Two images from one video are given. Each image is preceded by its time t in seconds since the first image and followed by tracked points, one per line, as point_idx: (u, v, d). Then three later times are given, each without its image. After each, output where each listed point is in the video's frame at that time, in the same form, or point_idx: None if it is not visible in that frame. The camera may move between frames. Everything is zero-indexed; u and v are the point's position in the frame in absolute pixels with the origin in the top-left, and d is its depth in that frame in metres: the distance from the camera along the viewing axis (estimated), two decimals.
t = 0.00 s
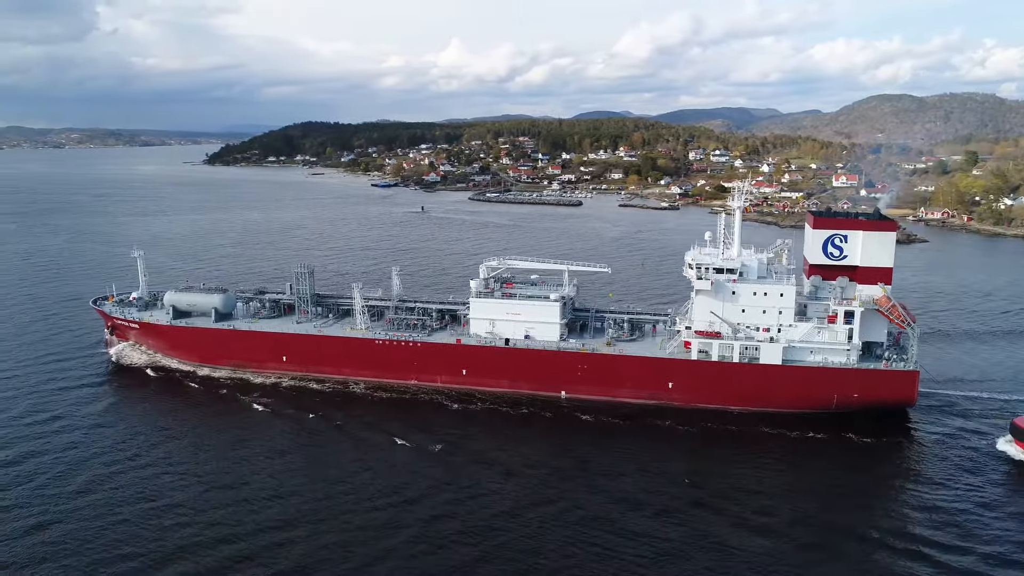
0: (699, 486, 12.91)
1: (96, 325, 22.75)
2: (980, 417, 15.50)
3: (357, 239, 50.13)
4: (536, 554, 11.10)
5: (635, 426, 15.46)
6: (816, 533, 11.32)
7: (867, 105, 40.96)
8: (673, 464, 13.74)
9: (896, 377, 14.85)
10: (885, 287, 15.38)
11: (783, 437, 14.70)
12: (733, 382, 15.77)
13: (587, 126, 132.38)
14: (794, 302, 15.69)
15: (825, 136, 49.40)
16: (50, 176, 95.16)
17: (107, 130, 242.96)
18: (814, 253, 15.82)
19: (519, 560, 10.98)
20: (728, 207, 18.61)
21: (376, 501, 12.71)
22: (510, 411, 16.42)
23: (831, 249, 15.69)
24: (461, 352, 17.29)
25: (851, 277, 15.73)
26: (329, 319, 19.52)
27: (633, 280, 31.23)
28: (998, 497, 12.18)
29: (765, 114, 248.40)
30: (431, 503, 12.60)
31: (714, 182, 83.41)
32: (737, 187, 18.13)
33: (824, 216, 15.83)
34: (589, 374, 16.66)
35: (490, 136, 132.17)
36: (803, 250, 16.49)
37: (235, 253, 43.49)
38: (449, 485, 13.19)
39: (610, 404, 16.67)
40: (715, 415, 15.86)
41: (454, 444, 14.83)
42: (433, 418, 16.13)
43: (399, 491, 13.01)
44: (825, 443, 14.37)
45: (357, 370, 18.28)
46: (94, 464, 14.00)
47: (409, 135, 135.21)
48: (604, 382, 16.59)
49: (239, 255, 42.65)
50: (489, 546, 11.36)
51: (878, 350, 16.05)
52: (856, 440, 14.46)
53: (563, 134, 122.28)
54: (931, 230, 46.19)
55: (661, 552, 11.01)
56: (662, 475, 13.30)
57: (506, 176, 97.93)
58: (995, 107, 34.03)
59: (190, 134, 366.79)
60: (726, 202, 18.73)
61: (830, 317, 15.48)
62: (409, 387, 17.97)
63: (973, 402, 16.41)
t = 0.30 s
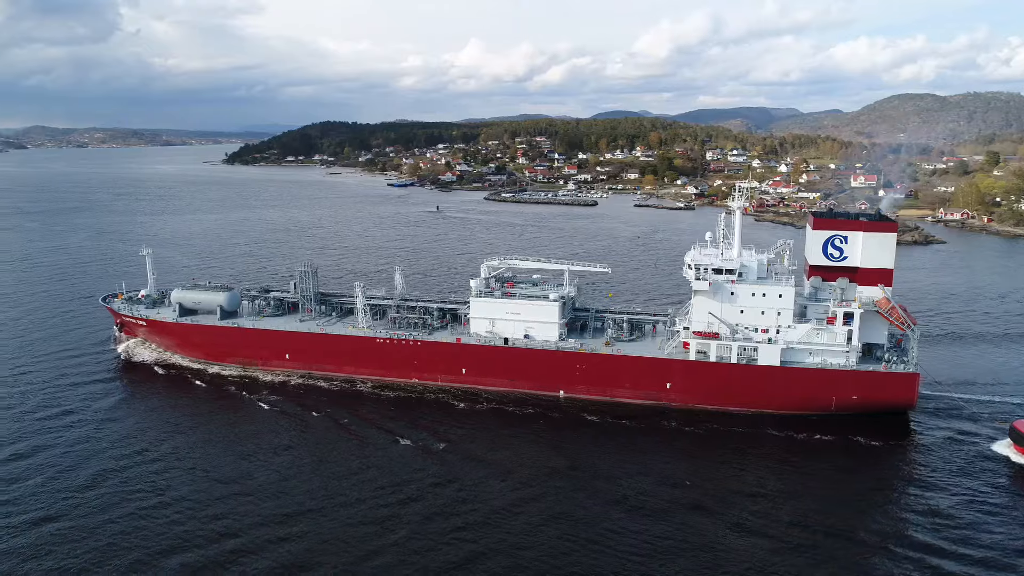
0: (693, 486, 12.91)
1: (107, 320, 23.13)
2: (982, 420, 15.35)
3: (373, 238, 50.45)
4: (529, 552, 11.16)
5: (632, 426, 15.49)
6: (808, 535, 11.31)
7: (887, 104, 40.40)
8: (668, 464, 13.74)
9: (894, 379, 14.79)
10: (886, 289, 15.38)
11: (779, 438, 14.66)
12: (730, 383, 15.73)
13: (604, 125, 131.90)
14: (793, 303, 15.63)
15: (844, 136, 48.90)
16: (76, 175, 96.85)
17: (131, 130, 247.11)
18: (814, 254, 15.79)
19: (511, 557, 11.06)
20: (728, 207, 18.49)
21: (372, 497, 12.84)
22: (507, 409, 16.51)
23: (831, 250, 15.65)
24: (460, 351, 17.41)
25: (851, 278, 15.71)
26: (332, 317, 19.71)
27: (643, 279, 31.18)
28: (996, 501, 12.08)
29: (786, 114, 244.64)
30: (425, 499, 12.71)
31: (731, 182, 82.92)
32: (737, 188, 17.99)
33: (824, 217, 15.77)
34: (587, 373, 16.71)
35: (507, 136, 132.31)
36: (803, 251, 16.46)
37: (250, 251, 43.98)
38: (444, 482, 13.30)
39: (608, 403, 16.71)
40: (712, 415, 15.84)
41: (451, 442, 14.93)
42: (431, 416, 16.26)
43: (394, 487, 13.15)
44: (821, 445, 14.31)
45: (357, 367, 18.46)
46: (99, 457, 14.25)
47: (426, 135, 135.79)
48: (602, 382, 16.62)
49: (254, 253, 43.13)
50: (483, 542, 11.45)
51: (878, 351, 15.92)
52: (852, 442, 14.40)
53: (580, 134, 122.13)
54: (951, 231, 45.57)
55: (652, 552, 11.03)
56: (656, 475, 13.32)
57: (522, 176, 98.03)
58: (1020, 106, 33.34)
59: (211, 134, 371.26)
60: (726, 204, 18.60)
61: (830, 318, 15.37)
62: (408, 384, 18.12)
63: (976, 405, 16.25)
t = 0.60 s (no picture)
0: (688, 487, 12.91)
1: (117, 317, 23.48)
2: (983, 422, 15.22)
3: (385, 237, 50.67)
4: (522, 549, 11.24)
5: (628, 425, 15.52)
6: (800, 537, 11.29)
7: (905, 102, 39.83)
8: (663, 464, 13.77)
9: (891, 380, 14.75)
10: (884, 290, 15.50)
11: (776, 439, 14.63)
12: (728, 383, 15.71)
13: (620, 125, 131.26)
14: (791, 304, 15.59)
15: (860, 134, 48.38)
16: (97, 174, 98.15)
17: (151, 129, 250.11)
18: (813, 255, 15.84)
19: (503, 553, 11.14)
20: (728, 207, 18.34)
21: (368, 493, 12.98)
22: (505, 408, 16.60)
23: (829, 251, 15.72)
24: (459, 350, 17.55)
25: (850, 279, 15.77)
26: (333, 315, 19.89)
27: (652, 280, 31.08)
28: (991, 504, 12.00)
29: (804, 114, 242.54)
30: (421, 496, 12.82)
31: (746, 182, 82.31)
32: (736, 187, 17.85)
33: (823, 217, 15.81)
34: (585, 373, 16.77)
35: (522, 136, 132.22)
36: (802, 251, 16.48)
37: (264, 250, 44.37)
38: (439, 479, 13.41)
39: (605, 403, 16.74)
40: (709, 416, 15.83)
41: (448, 440, 15.04)
42: (429, 414, 16.40)
43: (390, 484, 13.28)
44: (818, 446, 14.27)
45: (358, 365, 18.65)
46: (104, 451, 14.48)
47: (442, 135, 136.06)
48: (599, 381, 16.67)
49: (268, 252, 43.51)
50: (476, 538, 11.54)
51: (877, 353, 15.83)
52: (849, 443, 14.35)
53: (595, 133, 121.76)
54: (968, 232, 44.97)
55: (644, 551, 11.07)
56: (651, 475, 13.34)
57: (536, 175, 97.96)
58: None
59: (229, 134, 374.78)
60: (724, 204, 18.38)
61: (828, 319, 15.28)
62: (408, 383, 18.27)
63: (978, 407, 16.11)
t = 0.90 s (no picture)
0: (681, 488, 12.91)
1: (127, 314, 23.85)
2: (984, 425, 15.05)
3: (399, 237, 50.94)
4: (513, 545, 11.31)
5: (625, 425, 15.55)
6: (791, 539, 11.26)
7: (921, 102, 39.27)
8: (657, 464, 13.79)
9: (888, 383, 14.65)
10: (882, 291, 15.39)
11: (772, 441, 14.60)
12: (724, 384, 15.68)
13: (636, 125, 130.65)
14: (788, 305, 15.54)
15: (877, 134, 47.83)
16: (118, 173, 99.58)
17: (173, 129, 253.17)
18: (811, 255, 15.78)
19: (495, 549, 11.21)
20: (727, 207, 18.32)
21: (364, 489, 13.10)
22: (503, 408, 16.68)
23: (827, 252, 15.66)
24: (458, 349, 17.66)
25: (848, 280, 15.69)
26: (335, 314, 20.07)
27: (660, 280, 30.98)
28: (986, 508, 11.90)
29: (822, 114, 239.87)
30: (415, 492, 12.93)
31: (762, 182, 81.70)
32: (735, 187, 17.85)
33: (821, 218, 15.74)
34: (582, 372, 16.81)
35: (538, 136, 132.17)
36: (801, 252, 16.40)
37: (277, 249, 44.77)
38: (434, 477, 13.51)
39: (602, 403, 16.77)
40: (706, 416, 15.80)
41: (444, 438, 15.15)
42: (427, 413, 16.53)
43: (385, 480, 13.41)
44: (814, 448, 14.22)
45: (359, 363, 18.83)
46: (109, 445, 14.74)
47: (457, 134, 136.32)
48: (596, 381, 16.70)
49: (281, 250, 43.90)
50: (468, 534, 11.62)
51: (875, 355, 15.73)
52: (845, 446, 14.28)
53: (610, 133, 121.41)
54: (987, 233, 44.30)
55: (634, 550, 11.10)
56: (644, 476, 13.37)
57: (551, 175, 97.92)
58: None
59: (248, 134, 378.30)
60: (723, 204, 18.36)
61: (825, 320, 15.22)
62: (407, 381, 18.41)
63: (980, 410, 15.93)
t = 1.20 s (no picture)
0: (674, 487, 12.93)
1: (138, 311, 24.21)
2: (984, 428, 14.91)
3: (412, 236, 51.20)
4: (504, 540, 11.40)
5: (621, 425, 15.57)
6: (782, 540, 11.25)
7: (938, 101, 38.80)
8: (651, 464, 13.82)
9: (886, 384, 14.57)
10: (880, 292, 15.29)
11: (768, 442, 14.56)
12: (721, 384, 15.65)
13: (651, 125, 129.97)
14: (785, 305, 15.50)
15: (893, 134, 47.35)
16: (137, 172, 100.89)
17: (192, 129, 256.14)
18: (809, 256, 15.74)
19: (486, 544, 11.30)
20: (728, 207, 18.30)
21: (359, 484, 13.23)
22: (500, 407, 16.75)
23: (825, 252, 15.62)
24: (457, 348, 17.76)
25: (846, 281, 15.61)
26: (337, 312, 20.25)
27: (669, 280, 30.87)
28: (981, 511, 11.83)
29: (840, 114, 237.56)
30: (410, 489, 13.03)
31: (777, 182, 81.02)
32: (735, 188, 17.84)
33: (819, 218, 15.69)
34: (580, 372, 16.85)
35: (553, 136, 132.13)
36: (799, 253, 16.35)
37: (291, 247, 45.14)
38: (430, 474, 13.62)
39: (600, 403, 16.80)
40: (703, 417, 15.79)
41: (441, 437, 15.26)
42: (425, 412, 16.65)
43: (381, 476, 13.53)
44: (810, 450, 14.17)
45: (360, 361, 18.99)
46: (113, 439, 15.00)
47: (472, 134, 136.57)
48: (593, 381, 16.73)
49: (295, 249, 44.27)
50: (460, 529, 11.71)
51: (873, 356, 15.64)
52: (842, 448, 14.21)
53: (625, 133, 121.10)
54: (1005, 234, 43.67)
55: (625, 547, 11.15)
56: (638, 475, 13.41)
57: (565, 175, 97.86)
58: None
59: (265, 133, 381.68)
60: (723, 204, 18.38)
61: (822, 321, 15.17)
62: (408, 379, 18.53)
63: (981, 413, 15.78)
